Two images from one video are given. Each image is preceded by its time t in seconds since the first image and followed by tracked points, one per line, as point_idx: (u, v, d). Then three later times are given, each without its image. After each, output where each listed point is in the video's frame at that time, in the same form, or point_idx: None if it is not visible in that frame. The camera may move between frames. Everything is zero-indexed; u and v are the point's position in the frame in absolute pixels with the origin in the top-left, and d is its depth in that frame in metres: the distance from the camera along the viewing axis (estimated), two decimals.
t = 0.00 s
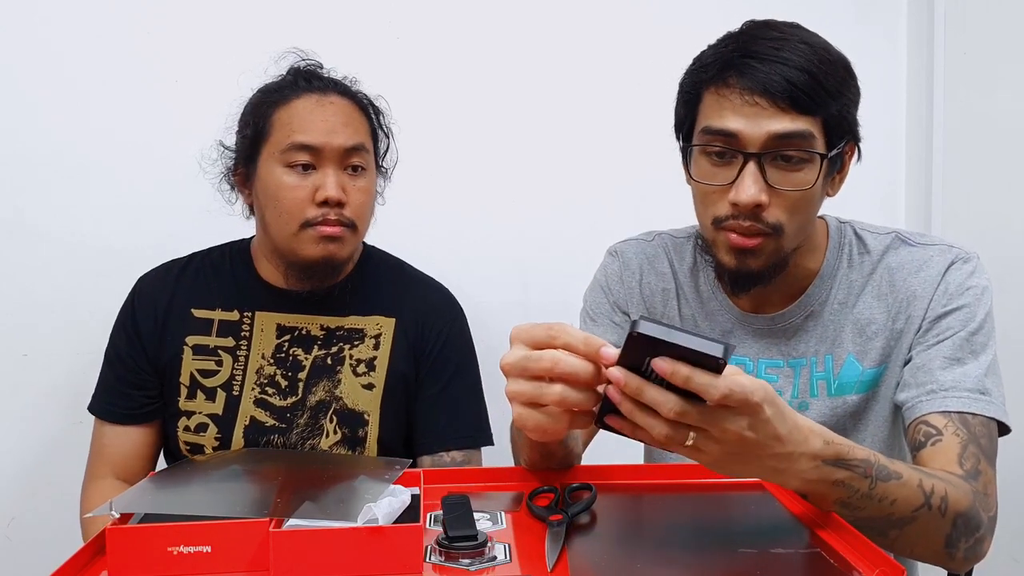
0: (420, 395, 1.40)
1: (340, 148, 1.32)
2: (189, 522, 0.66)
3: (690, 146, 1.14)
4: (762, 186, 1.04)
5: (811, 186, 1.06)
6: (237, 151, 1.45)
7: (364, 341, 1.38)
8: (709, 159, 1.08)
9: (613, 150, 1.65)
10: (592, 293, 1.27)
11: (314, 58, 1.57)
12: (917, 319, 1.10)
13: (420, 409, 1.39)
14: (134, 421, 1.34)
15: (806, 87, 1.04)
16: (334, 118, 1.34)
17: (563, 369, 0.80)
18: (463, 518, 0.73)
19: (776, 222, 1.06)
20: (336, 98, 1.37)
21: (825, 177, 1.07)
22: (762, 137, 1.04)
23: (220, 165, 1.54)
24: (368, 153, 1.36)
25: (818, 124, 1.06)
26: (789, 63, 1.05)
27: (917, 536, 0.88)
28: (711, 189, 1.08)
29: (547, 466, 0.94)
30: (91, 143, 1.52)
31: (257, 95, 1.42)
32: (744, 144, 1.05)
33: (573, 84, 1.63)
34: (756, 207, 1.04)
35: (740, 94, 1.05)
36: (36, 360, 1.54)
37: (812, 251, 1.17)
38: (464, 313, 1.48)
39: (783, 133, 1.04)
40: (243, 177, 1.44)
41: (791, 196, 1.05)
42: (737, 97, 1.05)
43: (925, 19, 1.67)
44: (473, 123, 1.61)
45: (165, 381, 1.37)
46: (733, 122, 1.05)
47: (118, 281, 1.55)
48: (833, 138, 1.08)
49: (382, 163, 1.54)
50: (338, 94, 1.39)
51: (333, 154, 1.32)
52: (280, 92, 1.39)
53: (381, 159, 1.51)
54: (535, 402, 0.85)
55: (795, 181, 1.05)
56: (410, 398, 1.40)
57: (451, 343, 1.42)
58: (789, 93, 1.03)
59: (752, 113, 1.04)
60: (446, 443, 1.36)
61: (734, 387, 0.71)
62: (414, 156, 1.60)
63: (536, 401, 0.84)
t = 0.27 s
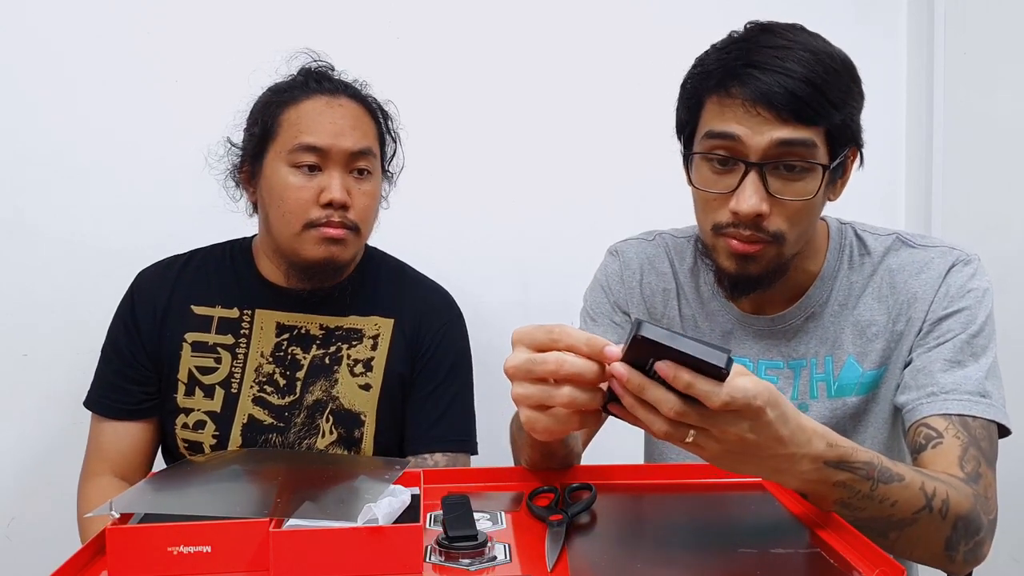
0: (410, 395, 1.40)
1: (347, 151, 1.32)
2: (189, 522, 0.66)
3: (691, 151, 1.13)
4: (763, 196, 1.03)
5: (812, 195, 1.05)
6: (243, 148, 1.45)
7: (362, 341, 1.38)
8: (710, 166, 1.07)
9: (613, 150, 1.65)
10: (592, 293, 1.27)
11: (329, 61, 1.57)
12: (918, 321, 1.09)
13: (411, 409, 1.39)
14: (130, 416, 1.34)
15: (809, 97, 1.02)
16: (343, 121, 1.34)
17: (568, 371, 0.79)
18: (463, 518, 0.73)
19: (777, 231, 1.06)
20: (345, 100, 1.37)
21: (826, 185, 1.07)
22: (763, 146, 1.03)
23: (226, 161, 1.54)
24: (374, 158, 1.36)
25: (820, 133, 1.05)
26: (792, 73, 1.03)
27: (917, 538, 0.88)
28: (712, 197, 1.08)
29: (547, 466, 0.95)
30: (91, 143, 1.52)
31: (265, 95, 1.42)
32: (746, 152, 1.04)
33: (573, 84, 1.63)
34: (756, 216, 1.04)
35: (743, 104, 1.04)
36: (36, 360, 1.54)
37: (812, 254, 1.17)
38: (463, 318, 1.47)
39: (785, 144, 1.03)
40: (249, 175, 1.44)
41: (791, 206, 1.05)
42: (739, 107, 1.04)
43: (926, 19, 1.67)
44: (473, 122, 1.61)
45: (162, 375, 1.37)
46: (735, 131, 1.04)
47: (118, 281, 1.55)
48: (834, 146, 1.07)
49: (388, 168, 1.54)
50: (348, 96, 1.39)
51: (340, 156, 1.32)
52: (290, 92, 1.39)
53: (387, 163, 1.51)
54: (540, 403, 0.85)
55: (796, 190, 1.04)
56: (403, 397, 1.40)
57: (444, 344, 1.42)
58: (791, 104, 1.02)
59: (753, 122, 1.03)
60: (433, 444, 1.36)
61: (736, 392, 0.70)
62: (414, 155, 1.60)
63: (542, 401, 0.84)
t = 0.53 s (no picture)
0: (410, 391, 1.40)
1: (343, 150, 1.32)
2: (189, 522, 0.66)
3: (699, 160, 1.10)
4: (775, 215, 1.01)
5: (822, 211, 1.03)
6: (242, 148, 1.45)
7: (360, 337, 1.38)
8: (721, 180, 1.05)
9: (613, 150, 1.65)
10: (592, 292, 1.27)
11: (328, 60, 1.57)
12: (918, 322, 1.10)
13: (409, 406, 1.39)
14: (131, 413, 1.34)
15: (824, 117, 0.98)
16: (339, 120, 1.34)
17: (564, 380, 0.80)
18: (463, 518, 0.73)
19: (787, 246, 1.04)
20: (341, 99, 1.37)
21: (837, 199, 1.05)
22: (777, 166, 1.00)
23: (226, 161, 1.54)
24: (371, 156, 1.36)
25: (834, 151, 1.02)
26: (806, 91, 0.98)
27: (917, 537, 0.88)
28: (722, 211, 1.06)
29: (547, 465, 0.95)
30: (91, 143, 1.52)
31: (263, 95, 1.42)
32: (758, 170, 1.01)
33: (573, 84, 1.63)
34: (767, 234, 1.03)
35: (755, 124, 1.00)
36: (36, 359, 1.54)
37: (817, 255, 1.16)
38: (464, 315, 1.48)
39: (798, 164, 1.00)
40: (248, 174, 1.44)
41: (802, 223, 1.03)
42: (751, 128, 1.00)
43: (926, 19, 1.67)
44: (473, 122, 1.61)
45: (161, 374, 1.37)
46: (748, 151, 1.00)
47: (118, 281, 1.55)
48: (847, 160, 1.04)
49: (387, 168, 1.55)
50: (344, 95, 1.39)
51: (336, 155, 1.32)
52: (286, 91, 1.39)
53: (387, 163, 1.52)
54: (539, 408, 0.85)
55: (807, 207, 1.03)
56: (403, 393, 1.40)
57: (443, 342, 1.42)
58: (806, 126, 0.98)
59: (766, 143, 1.00)
60: (429, 440, 1.35)
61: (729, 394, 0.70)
62: (414, 156, 1.60)
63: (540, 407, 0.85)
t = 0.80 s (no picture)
0: (411, 382, 1.39)
1: (340, 148, 1.32)
2: (189, 522, 0.66)
3: (701, 164, 1.10)
4: (772, 221, 1.01)
5: (821, 219, 1.03)
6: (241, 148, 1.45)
7: (361, 329, 1.39)
8: (721, 185, 1.05)
9: (613, 150, 1.65)
10: (592, 291, 1.27)
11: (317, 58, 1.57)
12: (920, 323, 1.09)
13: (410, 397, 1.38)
14: (131, 413, 1.34)
15: (825, 125, 0.98)
16: (336, 118, 1.34)
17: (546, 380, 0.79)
18: (462, 518, 0.73)
19: (784, 253, 1.04)
20: (338, 97, 1.37)
21: (838, 206, 1.05)
22: (775, 173, 1.00)
23: (225, 162, 1.54)
24: (369, 154, 1.36)
25: (835, 160, 1.01)
26: (807, 100, 0.98)
27: (916, 538, 0.88)
28: (721, 215, 1.06)
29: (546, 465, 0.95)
30: (91, 143, 1.52)
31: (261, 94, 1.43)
32: (757, 176, 1.01)
33: (574, 84, 1.63)
34: (764, 241, 1.03)
35: (755, 131, 1.00)
36: (36, 360, 1.54)
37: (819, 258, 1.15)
38: (463, 303, 1.47)
39: (797, 171, 1.00)
40: (248, 174, 1.44)
41: (800, 230, 1.03)
42: (751, 135, 1.00)
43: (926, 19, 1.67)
44: (473, 122, 1.61)
45: (162, 373, 1.36)
46: (747, 158, 1.01)
47: (118, 281, 1.55)
48: (848, 169, 1.04)
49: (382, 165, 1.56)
50: (341, 93, 1.39)
51: (334, 153, 1.33)
52: (283, 91, 1.39)
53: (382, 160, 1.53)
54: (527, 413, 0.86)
55: (806, 215, 1.02)
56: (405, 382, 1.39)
57: (441, 331, 1.41)
58: (806, 133, 0.98)
59: (766, 150, 1.00)
60: (429, 430, 1.34)
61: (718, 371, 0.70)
62: (414, 156, 1.60)
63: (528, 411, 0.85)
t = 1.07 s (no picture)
0: (412, 384, 1.39)
1: (339, 146, 1.32)
2: (189, 522, 0.66)
3: (705, 162, 1.10)
4: (776, 219, 1.01)
5: (824, 218, 1.03)
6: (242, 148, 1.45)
7: (362, 331, 1.39)
8: (725, 183, 1.05)
9: (613, 150, 1.65)
10: (593, 290, 1.27)
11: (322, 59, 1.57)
12: (922, 323, 1.09)
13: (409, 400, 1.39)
14: (137, 410, 1.34)
15: (830, 123, 0.98)
16: (334, 117, 1.34)
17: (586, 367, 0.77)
18: (462, 518, 0.73)
19: (788, 251, 1.04)
20: (337, 96, 1.38)
21: (841, 206, 1.05)
22: (779, 171, 1.00)
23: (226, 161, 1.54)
24: (368, 152, 1.36)
25: (839, 158, 1.01)
26: (813, 98, 0.98)
27: (917, 537, 0.89)
28: (725, 214, 1.05)
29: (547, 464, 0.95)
30: (92, 143, 1.52)
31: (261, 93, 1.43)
32: (761, 174, 1.01)
33: (574, 84, 1.63)
34: (768, 239, 1.02)
35: (760, 129, 1.00)
36: (36, 359, 1.54)
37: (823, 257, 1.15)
38: (462, 310, 1.47)
39: (802, 170, 0.99)
40: (248, 173, 1.44)
41: (804, 228, 1.03)
42: (756, 132, 1.00)
43: (926, 19, 1.67)
44: (473, 122, 1.61)
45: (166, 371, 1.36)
46: (752, 156, 1.00)
47: (117, 281, 1.55)
48: (852, 167, 1.04)
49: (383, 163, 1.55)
50: (340, 92, 1.39)
51: (333, 151, 1.32)
52: (283, 89, 1.39)
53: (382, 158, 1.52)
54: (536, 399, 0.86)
55: (810, 214, 1.02)
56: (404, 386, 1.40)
57: (441, 336, 1.41)
58: (810, 131, 0.98)
59: (770, 148, 1.00)
60: (428, 434, 1.35)
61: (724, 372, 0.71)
62: (414, 156, 1.60)
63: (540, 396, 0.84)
